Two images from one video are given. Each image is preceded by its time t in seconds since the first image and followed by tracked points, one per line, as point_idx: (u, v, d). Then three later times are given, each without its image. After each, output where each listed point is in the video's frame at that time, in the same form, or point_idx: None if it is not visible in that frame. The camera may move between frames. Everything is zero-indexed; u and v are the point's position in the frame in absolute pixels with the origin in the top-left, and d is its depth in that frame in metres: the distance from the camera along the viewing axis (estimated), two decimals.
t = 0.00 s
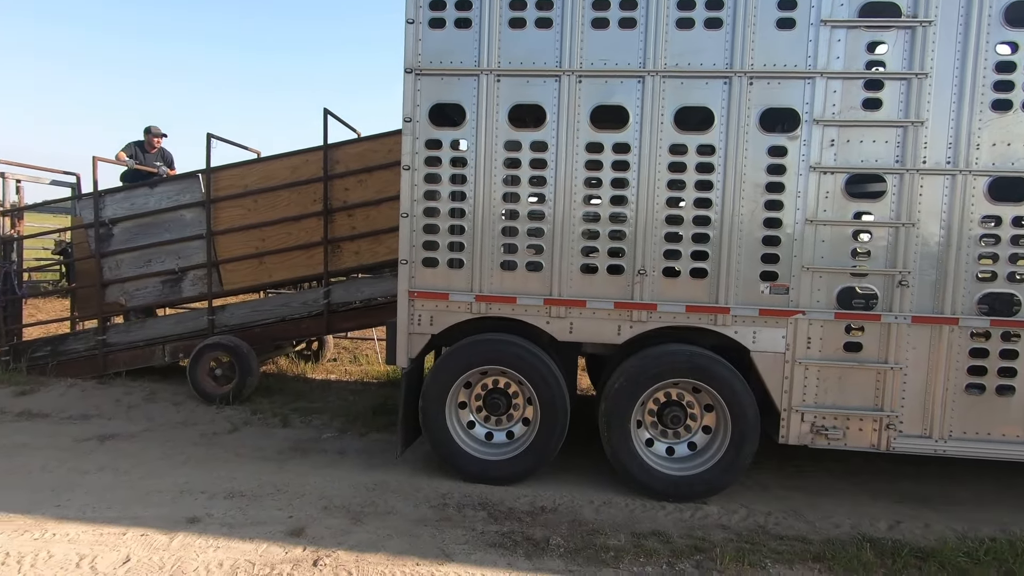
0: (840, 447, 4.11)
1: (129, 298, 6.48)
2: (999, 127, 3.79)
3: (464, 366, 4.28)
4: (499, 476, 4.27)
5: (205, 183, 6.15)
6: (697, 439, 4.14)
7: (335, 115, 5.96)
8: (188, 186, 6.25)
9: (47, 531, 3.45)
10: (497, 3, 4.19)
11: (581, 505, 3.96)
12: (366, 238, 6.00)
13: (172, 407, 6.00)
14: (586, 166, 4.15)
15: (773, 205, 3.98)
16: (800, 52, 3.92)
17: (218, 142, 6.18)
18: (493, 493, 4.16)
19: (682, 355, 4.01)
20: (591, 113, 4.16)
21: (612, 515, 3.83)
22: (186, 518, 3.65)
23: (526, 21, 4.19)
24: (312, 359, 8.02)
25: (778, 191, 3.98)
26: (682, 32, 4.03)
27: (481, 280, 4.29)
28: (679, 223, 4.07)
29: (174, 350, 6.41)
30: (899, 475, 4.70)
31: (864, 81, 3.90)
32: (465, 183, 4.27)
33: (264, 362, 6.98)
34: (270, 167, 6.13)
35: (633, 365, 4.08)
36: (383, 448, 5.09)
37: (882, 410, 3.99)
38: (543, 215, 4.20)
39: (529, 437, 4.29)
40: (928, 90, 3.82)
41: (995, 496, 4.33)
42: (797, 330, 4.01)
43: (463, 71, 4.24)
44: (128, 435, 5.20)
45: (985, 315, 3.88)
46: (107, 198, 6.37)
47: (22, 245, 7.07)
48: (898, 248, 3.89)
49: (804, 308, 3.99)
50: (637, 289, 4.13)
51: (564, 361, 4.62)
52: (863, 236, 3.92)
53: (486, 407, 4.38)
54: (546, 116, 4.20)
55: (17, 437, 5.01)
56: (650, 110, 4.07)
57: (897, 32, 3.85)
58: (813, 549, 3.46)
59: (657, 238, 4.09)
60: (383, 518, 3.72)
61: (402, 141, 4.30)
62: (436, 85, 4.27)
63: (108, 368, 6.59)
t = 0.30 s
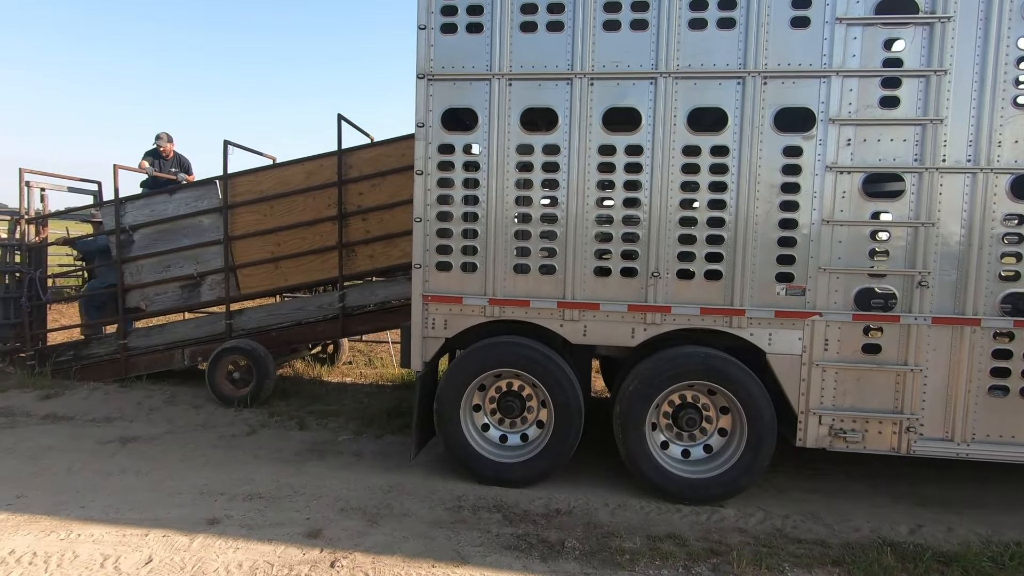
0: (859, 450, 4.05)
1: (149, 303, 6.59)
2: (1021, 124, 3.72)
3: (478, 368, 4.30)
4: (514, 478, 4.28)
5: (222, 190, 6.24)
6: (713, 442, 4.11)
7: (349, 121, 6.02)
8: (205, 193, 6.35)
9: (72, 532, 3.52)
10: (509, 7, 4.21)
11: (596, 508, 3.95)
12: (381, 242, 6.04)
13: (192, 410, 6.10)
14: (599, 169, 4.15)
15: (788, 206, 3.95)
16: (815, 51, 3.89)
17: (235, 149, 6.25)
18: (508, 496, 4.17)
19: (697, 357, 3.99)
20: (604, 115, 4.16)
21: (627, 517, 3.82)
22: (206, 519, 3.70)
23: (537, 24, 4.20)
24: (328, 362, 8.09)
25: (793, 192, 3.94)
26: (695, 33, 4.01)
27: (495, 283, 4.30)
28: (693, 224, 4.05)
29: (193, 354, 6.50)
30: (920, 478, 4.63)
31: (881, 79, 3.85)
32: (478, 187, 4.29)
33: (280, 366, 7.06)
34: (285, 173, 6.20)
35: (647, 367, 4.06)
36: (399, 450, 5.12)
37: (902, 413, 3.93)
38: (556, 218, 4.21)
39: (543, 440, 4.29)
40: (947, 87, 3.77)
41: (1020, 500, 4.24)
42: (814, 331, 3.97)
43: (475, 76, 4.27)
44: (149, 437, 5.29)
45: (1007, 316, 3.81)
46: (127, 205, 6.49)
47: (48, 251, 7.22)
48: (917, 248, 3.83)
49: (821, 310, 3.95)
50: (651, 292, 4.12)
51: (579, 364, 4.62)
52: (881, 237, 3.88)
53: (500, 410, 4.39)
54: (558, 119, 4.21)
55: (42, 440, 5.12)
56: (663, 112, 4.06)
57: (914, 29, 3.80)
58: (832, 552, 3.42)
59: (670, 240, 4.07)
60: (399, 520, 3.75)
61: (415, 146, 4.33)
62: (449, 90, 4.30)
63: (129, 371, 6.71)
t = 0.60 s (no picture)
0: (875, 452, 4.01)
1: (165, 308, 6.68)
2: None
3: (489, 372, 4.31)
4: (526, 482, 4.27)
5: (235, 196, 6.32)
6: (726, 445, 4.09)
7: (360, 127, 6.07)
8: (219, 200, 6.43)
9: (91, 535, 3.57)
10: (517, 11, 4.23)
11: (609, 512, 3.94)
12: (392, 247, 6.08)
13: (207, 415, 6.16)
14: (609, 171, 4.15)
15: (800, 207, 3.93)
16: (826, 50, 3.87)
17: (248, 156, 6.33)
18: (520, 499, 4.16)
19: (709, 360, 3.97)
20: (613, 118, 4.16)
21: (640, 522, 3.80)
22: (222, 523, 3.73)
23: (546, 28, 4.22)
24: (340, 366, 8.14)
25: (805, 192, 3.92)
26: (704, 35, 4.01)
27: (505, 287, 4.31)
28: (704, 225, 4.04)
29: (208, 359, 6.57)
30: (938, 481, 4.56)
31: (893, 78, 3.82)
32: (488, 190, 4.31)
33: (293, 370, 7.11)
34: (297, 179, 6.26)
35: (659, 370, 4.05)
36: (411, 454, 5.14)
37: (918, 414, 3.88)
38: (566, 221, 4.21)
39: (555, 443, 4.29)
40: (961, 85, 3.73)
41: None
42: (828, 332, 3.94)
43: (485, 80, 4.29)
44: (165, 442, 5.35)
45: None
46: (143, 212, 6.59)
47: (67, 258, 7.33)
48: (932, 247, 3.79)
49: (835, 311, 3.92)
50: (662, 293, 4.11)
51: (590, 367, 4.61)
52: (895, 236, 3.84)
53: (511, 414, 4.40)
54: (568, 123, 4.22)
55: (61, 444, 5.20)
56: (672, 114, 4.06)
57: (927, 27, 3.77)
58: (849, 558, 3.38)
59: (681, 242, 4.06)
60: (412, 524, 3.76)
61: (426, 151, 4.36)
62: (459, 95, 4.33)
63: (146, 376, 6.79)
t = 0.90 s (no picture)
0: (895, 458, 3.94)
1: (182, 314, 6.76)
2: None
3: (502, 376, 4.30)
4: (539, 487, 4.26)
5: (250, 203, 6.38)
6: (741, 450, 4.04)
7: (373, 133, 6.11)
8: (235, 206, 6.50)
9: (110, 538, 3.61)
10: (528, 17, 4.24)
11: (623, 517, 3.91)
12: (404, 252, 6.10)
13: (223, 419, 6.22)
14: (621, 175, 4.14)
15: (815, 209, 3.88)
16: (841, 51, 3.83)
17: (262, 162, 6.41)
18: (534, 504, 4.15)
19: (724, 364, 3.94)
20: (625, 122, 4.15)
21: (655, 527, 3.77)
22: (239, 527, 3.76)
23: (557, 33, 4.22)
24: (354, 370, 8.18)
25: (820, 194, 3.87)
26: (716, 37, 3.99)
27: (518, 292, 4.31)
28: (718, 229, 4.01)
29: (224, 364, 6.63)
30: (960, 487, 4.47)
31: (910, 78, 3.77)
32: (500, 196, 4.31)
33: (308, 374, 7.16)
34: (311, 185, 6.31)
35: (673, 374, 4.02)
36: (424, 458, 5.14)
37: (939, 420, 3.82)
38: (579, 225, 4.20)
39: (569, 448, 4.27)
40: (980, 84, 3.67)
41: None
42: (845, 336, 3.88)
43: (496, 86, 4.30)
44: (183, 445, 5.41)
45: None
46: (161, 219, 6.69)
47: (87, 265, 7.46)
48: (952, 250, 3.73)
49: (852, 314, 3.87)
50: (676, 298, 4.08)
51: (603, 372, 4.59)
52: (913, 239, 3.78)
53: (525, 418, 4.39)
54: (579, 127, 4.21)
55: (82, 448, 5.27)
56: (684, 117, 4.04)
57: (944, 26, 3.72)
58: (868, 564, 3.32)
59: (695, 246, 4.03)
60: (426, 528, 3.76)
61: (438, 157, 4.38)
62: (470, 101, 4.34)
63: (163, 381, 6.88)
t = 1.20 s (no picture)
0: (914, 463, 3.88)
1: (199, 318, 6.84)
2: None
3: (515, 379, 4.31)
4: (552, 491, 4.25)
5: (266, 208, 6.46)
6: (757, 454, 4.01)
7: (386, 138, 6.15)
8: (251, 211, 6.58)
9: (131, 538, 3.67)
10: (540, 21, 4.26)
11: (638, 521, 3.89)
12: (417, 255, 6.13)
13: (240, 421, 6.28)
14: (634, 178, 4.13)
15: (831, 211, 3.85)
16: (856, 51, 3.80)
17: (278, 167, 6.48)
18: (547, 508, 4.14)
19: (739, 367, 3.91)
20: (637, 125, 4.14)
21: (670, 531, 3.74)
22: (255, 528, 3.80)
23: (569, 37, 4.23)
24: (367, 373, 8.23)
25: (836, 196, 3.84)
26: (729, 39, 3.97)
27: (531, 295, 4.31)
28: (731, 231, 3.98)
29: (240, 367, 6.71)
30: (982, 493, 4.39)
31: (927, 77, 3.73)
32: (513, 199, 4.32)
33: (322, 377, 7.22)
34: (325, 190, 6.37)
35: (687, 377, 4.00)
36: (438, 461, 5.16)
37: (960, 424, 3.75)
38: (592, 228, 4.20)
39: (582, 451, 4.26)
40: (999, 83, 3.62)
41: None
42: (863, 339, 3.84)
43: (508, 90, 4.32)
44: (201, 448, 5.47)
45: None
46: (179, 225, 6.79)
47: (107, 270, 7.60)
48: (972, 251, 3.67)
49: (870, 317, 3.82)
50: (690, 300, 4.06)
51: (617, 375, 4.57)
52: (932, 240, 3.73)
53: (538, 421, 4.39)
54: (592, 130, 4.21)
55: (102, 450, 5.36)
56: (697, 119, 4.02)
57: (962, 25, 3.68)
58: (888, 571, 3.27)
59: (708, 248, 4.01)
60: (440, 531, 3.77)
61: (451, 161, 4.40)
62: (483, 105, 4.36)
63: (181, 383, 6.97)
